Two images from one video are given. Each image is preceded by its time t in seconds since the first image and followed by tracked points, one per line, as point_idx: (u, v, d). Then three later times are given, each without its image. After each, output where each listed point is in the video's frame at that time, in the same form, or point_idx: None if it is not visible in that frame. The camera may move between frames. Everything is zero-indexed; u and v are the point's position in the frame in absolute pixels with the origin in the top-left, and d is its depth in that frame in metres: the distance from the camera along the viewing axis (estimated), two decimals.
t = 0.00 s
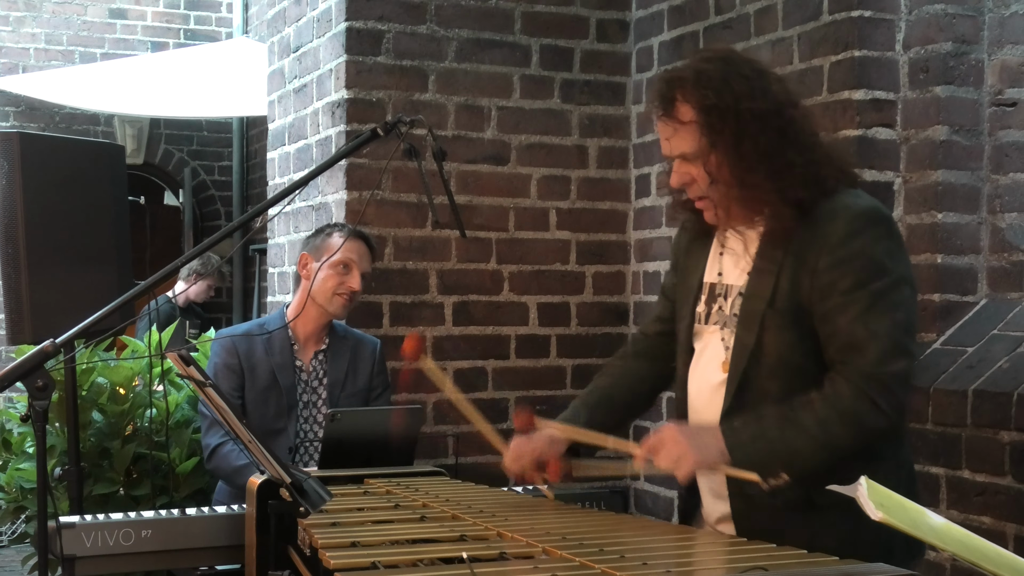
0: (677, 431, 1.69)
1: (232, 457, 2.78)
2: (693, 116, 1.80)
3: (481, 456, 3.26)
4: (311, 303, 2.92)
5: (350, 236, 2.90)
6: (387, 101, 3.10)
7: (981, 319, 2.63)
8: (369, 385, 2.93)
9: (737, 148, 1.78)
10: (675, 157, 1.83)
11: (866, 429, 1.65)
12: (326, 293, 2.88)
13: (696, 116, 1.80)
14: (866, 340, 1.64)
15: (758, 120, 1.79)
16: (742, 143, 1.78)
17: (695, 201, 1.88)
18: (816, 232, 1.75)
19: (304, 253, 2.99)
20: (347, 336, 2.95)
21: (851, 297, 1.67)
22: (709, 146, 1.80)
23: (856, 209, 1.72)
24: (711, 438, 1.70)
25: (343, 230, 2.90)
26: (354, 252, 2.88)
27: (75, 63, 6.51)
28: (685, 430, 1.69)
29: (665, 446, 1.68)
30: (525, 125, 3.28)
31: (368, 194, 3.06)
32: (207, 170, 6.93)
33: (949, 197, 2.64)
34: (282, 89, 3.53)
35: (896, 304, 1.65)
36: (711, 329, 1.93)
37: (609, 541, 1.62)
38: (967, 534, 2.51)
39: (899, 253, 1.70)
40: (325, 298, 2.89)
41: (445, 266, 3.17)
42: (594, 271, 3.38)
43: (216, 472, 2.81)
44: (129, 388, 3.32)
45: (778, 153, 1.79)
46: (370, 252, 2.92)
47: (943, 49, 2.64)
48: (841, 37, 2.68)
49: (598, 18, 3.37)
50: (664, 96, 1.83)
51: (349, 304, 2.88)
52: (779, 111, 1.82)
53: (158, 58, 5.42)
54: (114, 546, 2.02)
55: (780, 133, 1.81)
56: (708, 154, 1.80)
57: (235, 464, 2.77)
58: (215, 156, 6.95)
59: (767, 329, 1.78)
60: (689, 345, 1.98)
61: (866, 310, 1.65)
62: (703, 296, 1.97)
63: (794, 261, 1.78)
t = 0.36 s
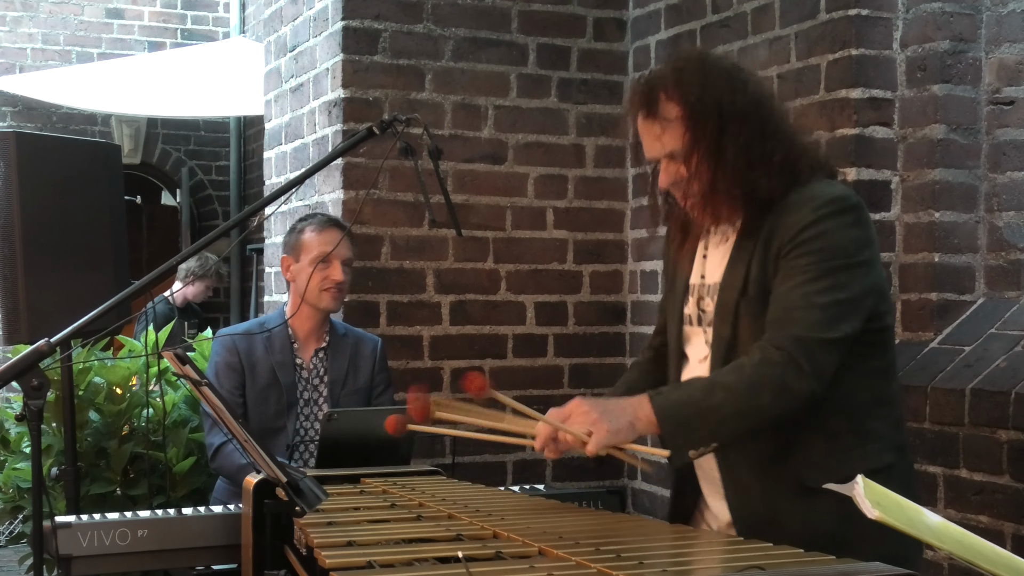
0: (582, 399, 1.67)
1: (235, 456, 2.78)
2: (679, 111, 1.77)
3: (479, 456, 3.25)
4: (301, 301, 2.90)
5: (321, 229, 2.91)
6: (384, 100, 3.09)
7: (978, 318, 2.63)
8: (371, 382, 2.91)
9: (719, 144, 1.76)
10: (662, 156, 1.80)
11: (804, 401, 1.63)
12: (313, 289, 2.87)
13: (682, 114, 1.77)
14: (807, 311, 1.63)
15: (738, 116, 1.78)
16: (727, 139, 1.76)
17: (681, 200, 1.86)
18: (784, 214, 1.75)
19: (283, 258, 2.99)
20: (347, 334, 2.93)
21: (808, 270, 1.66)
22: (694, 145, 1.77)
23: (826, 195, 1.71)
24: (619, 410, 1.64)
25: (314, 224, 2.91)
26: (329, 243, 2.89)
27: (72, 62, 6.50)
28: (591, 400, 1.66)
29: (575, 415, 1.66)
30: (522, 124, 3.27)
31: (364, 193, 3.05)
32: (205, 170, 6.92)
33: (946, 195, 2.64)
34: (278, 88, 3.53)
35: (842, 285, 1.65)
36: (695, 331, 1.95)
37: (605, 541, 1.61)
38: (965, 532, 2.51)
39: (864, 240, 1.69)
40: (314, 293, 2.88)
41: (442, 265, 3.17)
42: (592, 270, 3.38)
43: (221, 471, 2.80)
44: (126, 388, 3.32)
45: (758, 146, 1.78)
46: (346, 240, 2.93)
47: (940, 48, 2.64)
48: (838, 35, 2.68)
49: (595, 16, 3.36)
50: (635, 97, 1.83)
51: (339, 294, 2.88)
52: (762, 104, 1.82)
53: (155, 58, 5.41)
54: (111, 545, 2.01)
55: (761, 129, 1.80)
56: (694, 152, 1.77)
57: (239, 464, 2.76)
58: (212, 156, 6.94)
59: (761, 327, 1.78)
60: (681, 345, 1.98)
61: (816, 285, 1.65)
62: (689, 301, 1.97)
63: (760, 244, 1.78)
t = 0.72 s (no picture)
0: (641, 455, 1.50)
1: (233, 455, 2.77)
2: (679, 110, 1.74)
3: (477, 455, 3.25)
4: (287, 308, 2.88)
5: (282, 237, 2.87)
6: (381, 100, 3.09)
7: (977, 317, 2.62)
8: (372, 384, 2.88)
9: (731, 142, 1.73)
10: (662, 155, 1.77)
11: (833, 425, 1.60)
12: (289, 297, 2.85)
13: (682, 114, 1.74)
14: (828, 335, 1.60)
15: (742, 113, 1.76)
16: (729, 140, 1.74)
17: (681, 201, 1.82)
18: (794, 229, 1.72)
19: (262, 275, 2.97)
20: (348, 336, 2.90)
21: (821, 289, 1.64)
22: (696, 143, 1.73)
23: (832, 210, 1.70)
24: (676, 460, 1.53)
25: (272, 235, 2.88)
26: (290, 251, 2.84)
27: (69, 63, 6.50)
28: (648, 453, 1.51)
29: (635, 476, 1.48)
30: (519, 123, 3.27)
31: (362, 193, 3.05)
32: (203, 170, 6.91)
33: (944, 194, 2.64)
34: (275, 88, 3.52)
35: (863, 302, 1.62)
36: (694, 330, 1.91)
37: (602, 541, 1.61)
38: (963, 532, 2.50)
39: (875, 254, 1.67)
40: (291, 301, 2.85)
41: (440, 265, 3.16)
42: (590, 270, 3.37)
43: (220, 472, 2.80)
44: (123, 389, 3.30)
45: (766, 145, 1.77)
46: (307, 242, 2.86)
47: (938, 46, 2.64)
48: (837, 33, 2.67)
49: (593, 15, 3.36)
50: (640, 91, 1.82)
51: (313, 295, 2.81)
52: (767, 107, 1.80)
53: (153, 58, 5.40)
54: (108, 546, 2.00)
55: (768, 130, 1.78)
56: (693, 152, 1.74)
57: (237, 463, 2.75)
58: (210, 156, 6.94)
59: (757, 328, 1.77)
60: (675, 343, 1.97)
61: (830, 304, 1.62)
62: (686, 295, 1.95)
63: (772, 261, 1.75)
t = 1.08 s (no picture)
0: (654, 450, 1.53)
1: (226, 452, 2.76)
2: (711, 114, 1.69)
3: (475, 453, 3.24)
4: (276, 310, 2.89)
5: (259, 241, 2.87)
6: (379, 97, 3.08)
7: (976, 314, 2.62)
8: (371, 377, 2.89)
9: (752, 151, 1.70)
10: (681, 151, 1.73)
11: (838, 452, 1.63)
12: (276, 299, 2.85)
13: (718, 115, 1.69)
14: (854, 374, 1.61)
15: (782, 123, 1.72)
16: (763, 145, 1.70)
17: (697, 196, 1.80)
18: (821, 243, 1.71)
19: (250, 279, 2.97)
20: (345, 331, 2.89)
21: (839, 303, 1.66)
22: (729, 147, 1.70)
23: (867, 228, 1.69)
24: (688, 459, 1.56)
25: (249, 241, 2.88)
26: (267, 255, 2.84)
27: (67, 61, 6.49)
28: (660, 450, 1.53)
29: (642, 471, 1.50)
30: (518, 121, 3.26)
31: (360, 190, 3.04)
32: (202, 168, 6.90)
33: (944, 191, 2.63)
34: (274, 86, 3.51)
35: (885, 324, 1.64)
36: (713, 327, 1.88)
37: (601, 539, 1.60)
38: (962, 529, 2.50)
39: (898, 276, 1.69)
40: (277, 303, 2.85)
41: (439, 262, 3.16)
42: (588, 267, 3.37)
43: (214, 469, 2.79)
44: (122, 387, 3.29)
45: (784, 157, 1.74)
46: (283, 243, 2.85)
47: (938, 43, 2.63)
48: (836, 30, 2.66)
49: (591, 13, 3.35)
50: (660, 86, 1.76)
51: (297, 295, 2.81)
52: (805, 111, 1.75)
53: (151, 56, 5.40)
54: (105, 544, 2.00)
55: (806, 136, 1.74)
56: (727, 155, 1.71)
57: (228, 459, 2.75)
58: (209, 154, 6.94)
59: (756, 329, 1.77)
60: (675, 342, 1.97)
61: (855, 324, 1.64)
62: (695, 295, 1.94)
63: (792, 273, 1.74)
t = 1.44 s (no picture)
0: (711, 411, 1.49)
1: (209, 450, 2.77)
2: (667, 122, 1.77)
3: (472, 450, 3.24)
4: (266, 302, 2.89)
5: (255, 230, 2.89)
6: (376, 94, 3.08)
7: (974, 311, 2.61)
8: (360, 371, 2.86)
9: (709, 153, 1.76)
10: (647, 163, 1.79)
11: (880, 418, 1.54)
12: (269, 291, 2.86)
13: (672, 122, 1.77)
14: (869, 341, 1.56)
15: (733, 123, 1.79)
16: (715, 146, 1.76)
17: (667, 207, 1.85)
18: (797, 228, 1.72)
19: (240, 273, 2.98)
20: (333, 326, 2.88)
21: (840, 278, 1.63)
22: (684, 153, 1.76)
23: (838, 201, 1.70)
24: (748, 428, 1.51)
25: (245, 230, 2.90)
26: (264, 244, 2.86)
27: (66, 58, 6.48)
28: (719, 411, 1.49)
29: (695, 423, 1.49)
30: (515, 117, 3.25)
31: (357, 187, 3.04)
32: (200, 166, 6.91)
33: (941, 187, 2.63)
34: (271, 83, 3.51)
35: (888, 283, 1.60)
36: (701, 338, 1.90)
37: (596, 535, 1.60)
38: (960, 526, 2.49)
39: (884, 242, 1.67)
40: (270, 294, 2.86)
41: (436, 259, 3.15)
42: (586, 264, 3.36)
43: (199, 469, 2.80)
44: (119, 384, 3.30)
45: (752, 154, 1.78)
46: (281, 234, 2.88)
47: (935, 38, 2.62)
48: (833, 26, 2.66)
49: (588, 9, 3.34)
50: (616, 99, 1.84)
51: (292, 285, 2.83)
52: (754, 111, 1.82)
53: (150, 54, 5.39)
54: (101, 541, 2.00)
55: (756, 133, 1.81)
56: (685, 161, 1.77)
57: (212, 457, 2.76)
58: (207, 151, 6.94)
59: (752, 325, 1.77)
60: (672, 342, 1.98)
61: (859, 291, 1.59)
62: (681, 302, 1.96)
63: (778, 261, 1.74)
